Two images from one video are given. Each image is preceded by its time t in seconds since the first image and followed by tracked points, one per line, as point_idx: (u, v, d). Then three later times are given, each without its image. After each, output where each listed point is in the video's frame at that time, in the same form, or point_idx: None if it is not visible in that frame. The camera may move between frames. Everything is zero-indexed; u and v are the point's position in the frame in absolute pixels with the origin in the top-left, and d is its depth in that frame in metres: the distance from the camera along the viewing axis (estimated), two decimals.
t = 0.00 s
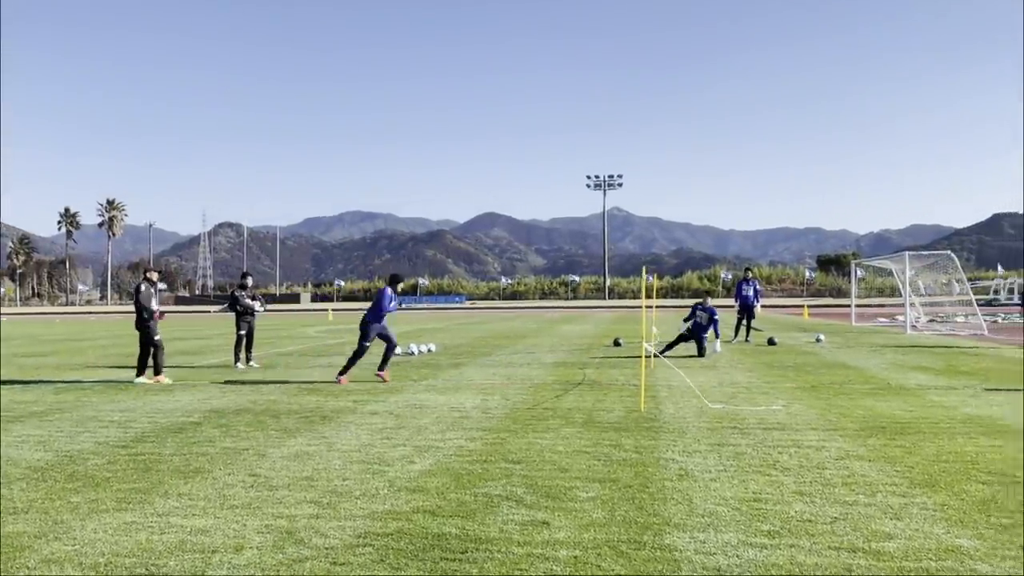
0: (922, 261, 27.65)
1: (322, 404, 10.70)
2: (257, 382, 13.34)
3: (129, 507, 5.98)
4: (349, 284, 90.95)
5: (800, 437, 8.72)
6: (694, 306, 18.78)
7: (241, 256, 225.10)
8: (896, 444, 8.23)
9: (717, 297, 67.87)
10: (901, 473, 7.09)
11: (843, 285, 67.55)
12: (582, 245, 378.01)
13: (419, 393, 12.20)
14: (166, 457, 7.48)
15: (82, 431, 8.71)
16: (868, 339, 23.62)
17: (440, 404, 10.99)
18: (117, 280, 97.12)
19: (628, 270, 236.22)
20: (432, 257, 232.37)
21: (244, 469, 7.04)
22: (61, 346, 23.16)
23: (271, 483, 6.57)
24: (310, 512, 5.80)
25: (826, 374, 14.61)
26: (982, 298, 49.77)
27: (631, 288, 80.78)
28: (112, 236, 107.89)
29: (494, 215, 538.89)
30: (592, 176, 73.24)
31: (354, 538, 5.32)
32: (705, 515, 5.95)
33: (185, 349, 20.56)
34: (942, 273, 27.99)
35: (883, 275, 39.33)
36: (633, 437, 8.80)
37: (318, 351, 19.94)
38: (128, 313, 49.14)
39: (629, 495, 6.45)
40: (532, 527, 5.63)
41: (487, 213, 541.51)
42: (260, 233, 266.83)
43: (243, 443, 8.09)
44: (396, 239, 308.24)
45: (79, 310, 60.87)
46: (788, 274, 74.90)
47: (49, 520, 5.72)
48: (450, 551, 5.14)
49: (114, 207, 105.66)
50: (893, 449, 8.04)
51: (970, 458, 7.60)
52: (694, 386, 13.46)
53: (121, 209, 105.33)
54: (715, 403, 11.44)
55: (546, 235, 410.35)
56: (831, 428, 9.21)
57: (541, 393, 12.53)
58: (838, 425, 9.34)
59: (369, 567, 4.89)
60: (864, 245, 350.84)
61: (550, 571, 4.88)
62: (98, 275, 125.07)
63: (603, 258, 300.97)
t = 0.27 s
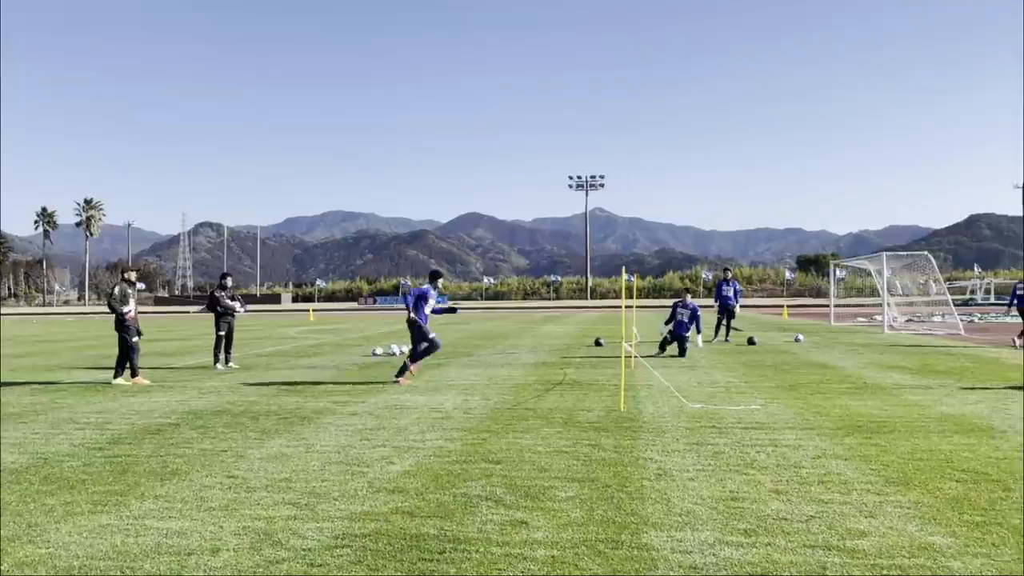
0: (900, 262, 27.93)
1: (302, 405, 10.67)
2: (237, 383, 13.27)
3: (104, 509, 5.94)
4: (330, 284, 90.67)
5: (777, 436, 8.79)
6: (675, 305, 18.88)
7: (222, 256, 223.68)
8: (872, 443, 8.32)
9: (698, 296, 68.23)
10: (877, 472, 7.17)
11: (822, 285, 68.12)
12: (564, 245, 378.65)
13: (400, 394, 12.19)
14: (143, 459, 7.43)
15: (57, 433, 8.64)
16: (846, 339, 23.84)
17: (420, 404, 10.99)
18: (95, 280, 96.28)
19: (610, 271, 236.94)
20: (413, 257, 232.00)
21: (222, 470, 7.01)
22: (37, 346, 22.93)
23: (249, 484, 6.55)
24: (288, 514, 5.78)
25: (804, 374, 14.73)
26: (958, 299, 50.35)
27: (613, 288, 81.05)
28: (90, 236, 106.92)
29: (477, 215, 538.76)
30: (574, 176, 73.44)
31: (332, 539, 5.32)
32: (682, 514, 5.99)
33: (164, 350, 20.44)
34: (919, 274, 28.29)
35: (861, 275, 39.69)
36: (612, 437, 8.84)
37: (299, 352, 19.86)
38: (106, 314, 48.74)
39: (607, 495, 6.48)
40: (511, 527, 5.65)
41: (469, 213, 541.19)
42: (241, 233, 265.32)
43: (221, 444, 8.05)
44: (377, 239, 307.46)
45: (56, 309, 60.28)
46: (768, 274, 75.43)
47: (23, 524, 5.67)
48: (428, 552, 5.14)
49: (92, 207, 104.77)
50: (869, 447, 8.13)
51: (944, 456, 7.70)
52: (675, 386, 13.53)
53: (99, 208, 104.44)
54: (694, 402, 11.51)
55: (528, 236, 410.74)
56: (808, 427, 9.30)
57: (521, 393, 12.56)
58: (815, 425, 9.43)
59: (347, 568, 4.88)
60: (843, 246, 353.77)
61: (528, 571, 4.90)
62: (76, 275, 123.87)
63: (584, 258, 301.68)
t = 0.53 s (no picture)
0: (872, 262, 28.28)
1: (276, 406, 10.61)
2: (211, 384, 13.16)
3: (73, 512, 5.87)
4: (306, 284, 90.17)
5: (751, 434, 8.86)
6: (650, 304, 18.92)
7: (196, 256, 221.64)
8: (843, 440, 8.41)
9: (675, 296, 68.64)
10: (848, 469, 7.24)
11: (797, 285, 68.79)
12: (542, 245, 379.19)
13: (376, 394, 12.16)
14: (113, 461, 7.35)
15: (26, 435, 8.52)
16: (819, 338, 24.08)
17: (396, 404, 10.96)
18: (67, 280, 95.07)
19: (587, 271, 237.65)
20: (391, 257, 231.31)
21: (194, 472, 6.95)
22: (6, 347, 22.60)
23: (222, 486, 6.50)
24: (260, 516, 5.75)
25: (777, 373, 14.86)
26: (929, 298, 51.04)
27: (590, 288, 81.31)
28: (62, 235, 105.53)
29: (454, 215, 538.04)
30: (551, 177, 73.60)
31: (305, 540, 5.29)
32: (656, 512, 6.02)
33: (138, 350, 20.25)
34: (890, 274, 28.66)
35: (834, 275, 40.11)
36: (588, 436, 8.86)
37: (274, 353, 19.73)
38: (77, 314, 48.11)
39: (582, 494, 6.50)
40: (485, 526, 5.66)
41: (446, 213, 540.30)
42: (216, 233, 263.07)
43: (194, 446, 7.98)
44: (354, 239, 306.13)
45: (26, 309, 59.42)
46: (743, 274, 76.04)
47: None
48: (402, 552, 5.13)
49: (64, 206, 103.42)
50: (840, 445, 8.22)
51: (914, 454, 7.80)
52: (650, 385, 13.60)
53: (71, 208, 103.14)
54: (669, 401, 11.57)
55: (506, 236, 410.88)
56: (781, 425, 9.39)
57: (497, 393, 12.55)
58: (788, 423, 9.52)
59: (320, 570, 4.86)
60: (818, 246, 357.31)
61: (501, 570, 4.91)
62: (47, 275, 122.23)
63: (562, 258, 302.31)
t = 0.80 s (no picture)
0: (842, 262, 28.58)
1: (247, 408, 10.52)
2: (181, 385, 13.02)
3: (38, 516, 5.77)
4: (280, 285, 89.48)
5: (722, 433, 8.92)
6: (623, 303, 18.93)
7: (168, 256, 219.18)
8: (813, 439, 8.49)
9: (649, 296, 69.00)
10: (818, 467, 7.31)
11: (770, 285, 69.42)
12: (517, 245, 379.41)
13: (349, 395, 12.10)
14: (80, 464, 7.24)
15: None
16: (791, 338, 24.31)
17: (369, 406, 10.90)
18: (35, 280, 93.66)
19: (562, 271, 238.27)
20: (365, 257, 230.30)
21: (162, 475, 6.86)
22: None
23: (191, 489, 6.43)
24: (229, 519, 5.69)
25: (749, 373, 14.98)
26: (899, 298, 51.74)
27: (566, 289, 81.49)
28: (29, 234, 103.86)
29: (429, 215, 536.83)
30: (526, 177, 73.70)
31: (275, 543, 5.25)
32: (628, 512, 6.04)
33: (107, 352, 20.00)
34: (861, 274, 28.99)
35: (806, 275, 40.50)
36: (561, 436, 8.88)
37: (246, 353, 19.55)
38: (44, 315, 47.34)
39: (554, 494, 6.51)
40: (458, 528, 5.64)
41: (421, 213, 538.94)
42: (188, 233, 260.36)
43: (162, 449, 7.89)
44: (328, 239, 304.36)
45: None
46: (717, 274, 76.62)
47: None
48: (373, 554, 5.10)
49: (31, 205, 101.82)
50: (810, 443, 8.29)
51: (882, 451, 7.89)
52: (624, 385, 13.66)
53: (39, 206, 101.56)
54: (642, 401, 11.62)
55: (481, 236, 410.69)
56: (752, 424, 9.46)
57: (470, 394, 12.52)
58: (759, 422, 9.59)
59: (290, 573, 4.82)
60: (790, 247, 360.91)
61: (473, 571, 4.90)
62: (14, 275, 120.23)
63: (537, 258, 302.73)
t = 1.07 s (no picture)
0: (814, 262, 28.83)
1: (218, 409, 10.42)
2: (150, 387, 12.86)
3: (3, 520, 5.68)
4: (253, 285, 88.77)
5: (695, 433, 8.98)
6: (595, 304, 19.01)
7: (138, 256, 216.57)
8: (784, 438, 8.56)
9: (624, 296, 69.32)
10: (788, 466, 7.38)
11: (743, 285, 70.02)
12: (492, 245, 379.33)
13: (322, 396, 12.03)
14: (46, 467, 7.13)
15: None
16: (763, 337, 24.49)
17: (342, 407, 10.85)
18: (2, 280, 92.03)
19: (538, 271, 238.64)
20: (339, 258, 229.11)
21: (130, 478, 6.78)
22: None
23: (159, 492, 6.36)
24: (199, 521, 5.64)
25: (723, 372, 15.08)
26: (870, 298, 52.36)
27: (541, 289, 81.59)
28: None
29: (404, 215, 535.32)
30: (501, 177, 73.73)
31: (246, 546, 5.20)
32: (601, 511, 6.05)
33: (76, 353, 19.74)
34: (832, 274, 29.23)
35: (779, 275, 40.89)
36: (536, 437, 8.87)
37: (217, 355, 19.35)
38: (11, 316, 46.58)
39: (528, 494, 6.52)
40: (431, 529, 5.62)
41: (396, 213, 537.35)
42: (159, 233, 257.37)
43: (130, 451, 7.78)
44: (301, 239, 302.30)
45: None
46: (691, 274, 77.10)
47: None
48: (345, 556, 5.08)
49: None
50: (780, 442, 8.37)
51: (851, 450, 7.98)
52: (598, 385, 13.70)
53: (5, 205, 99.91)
54: (615, 400, 11.65)
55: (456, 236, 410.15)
56: (724, 423, 9.53)
57: (444, 394, 12.49)
58: (730, 421, 9.67)
59: None
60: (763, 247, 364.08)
61: (445, 573, 4.89)
62: None
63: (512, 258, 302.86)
